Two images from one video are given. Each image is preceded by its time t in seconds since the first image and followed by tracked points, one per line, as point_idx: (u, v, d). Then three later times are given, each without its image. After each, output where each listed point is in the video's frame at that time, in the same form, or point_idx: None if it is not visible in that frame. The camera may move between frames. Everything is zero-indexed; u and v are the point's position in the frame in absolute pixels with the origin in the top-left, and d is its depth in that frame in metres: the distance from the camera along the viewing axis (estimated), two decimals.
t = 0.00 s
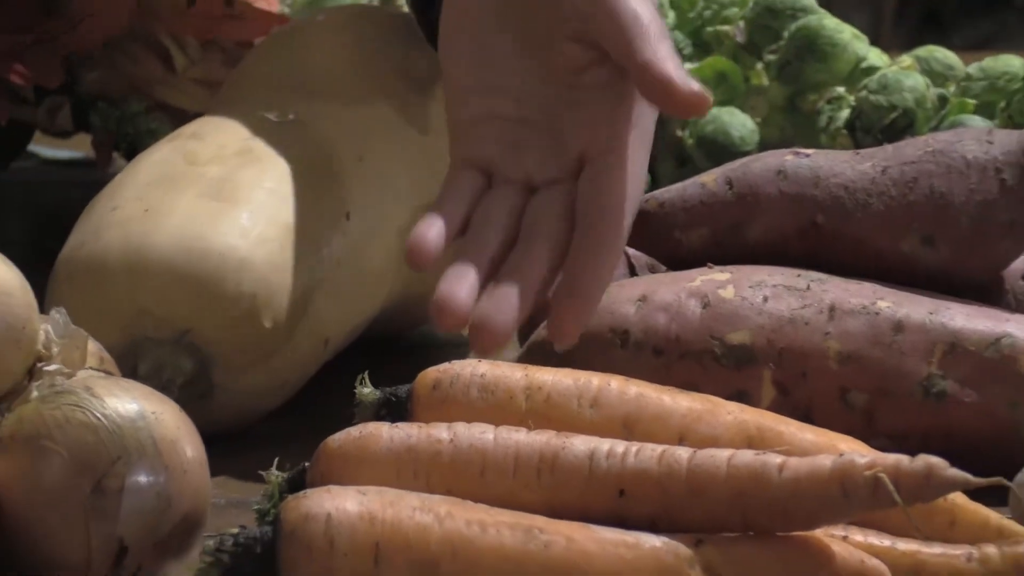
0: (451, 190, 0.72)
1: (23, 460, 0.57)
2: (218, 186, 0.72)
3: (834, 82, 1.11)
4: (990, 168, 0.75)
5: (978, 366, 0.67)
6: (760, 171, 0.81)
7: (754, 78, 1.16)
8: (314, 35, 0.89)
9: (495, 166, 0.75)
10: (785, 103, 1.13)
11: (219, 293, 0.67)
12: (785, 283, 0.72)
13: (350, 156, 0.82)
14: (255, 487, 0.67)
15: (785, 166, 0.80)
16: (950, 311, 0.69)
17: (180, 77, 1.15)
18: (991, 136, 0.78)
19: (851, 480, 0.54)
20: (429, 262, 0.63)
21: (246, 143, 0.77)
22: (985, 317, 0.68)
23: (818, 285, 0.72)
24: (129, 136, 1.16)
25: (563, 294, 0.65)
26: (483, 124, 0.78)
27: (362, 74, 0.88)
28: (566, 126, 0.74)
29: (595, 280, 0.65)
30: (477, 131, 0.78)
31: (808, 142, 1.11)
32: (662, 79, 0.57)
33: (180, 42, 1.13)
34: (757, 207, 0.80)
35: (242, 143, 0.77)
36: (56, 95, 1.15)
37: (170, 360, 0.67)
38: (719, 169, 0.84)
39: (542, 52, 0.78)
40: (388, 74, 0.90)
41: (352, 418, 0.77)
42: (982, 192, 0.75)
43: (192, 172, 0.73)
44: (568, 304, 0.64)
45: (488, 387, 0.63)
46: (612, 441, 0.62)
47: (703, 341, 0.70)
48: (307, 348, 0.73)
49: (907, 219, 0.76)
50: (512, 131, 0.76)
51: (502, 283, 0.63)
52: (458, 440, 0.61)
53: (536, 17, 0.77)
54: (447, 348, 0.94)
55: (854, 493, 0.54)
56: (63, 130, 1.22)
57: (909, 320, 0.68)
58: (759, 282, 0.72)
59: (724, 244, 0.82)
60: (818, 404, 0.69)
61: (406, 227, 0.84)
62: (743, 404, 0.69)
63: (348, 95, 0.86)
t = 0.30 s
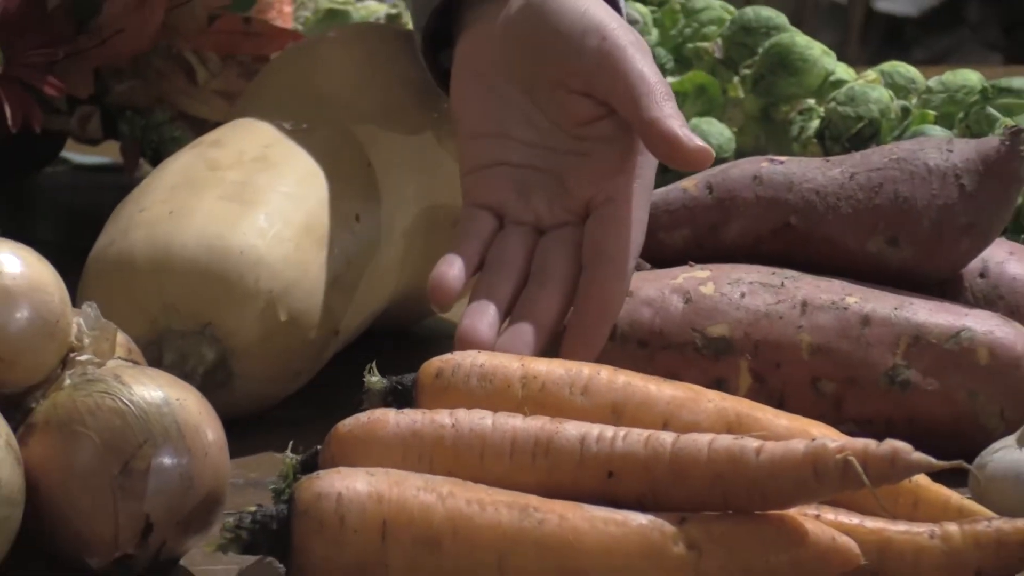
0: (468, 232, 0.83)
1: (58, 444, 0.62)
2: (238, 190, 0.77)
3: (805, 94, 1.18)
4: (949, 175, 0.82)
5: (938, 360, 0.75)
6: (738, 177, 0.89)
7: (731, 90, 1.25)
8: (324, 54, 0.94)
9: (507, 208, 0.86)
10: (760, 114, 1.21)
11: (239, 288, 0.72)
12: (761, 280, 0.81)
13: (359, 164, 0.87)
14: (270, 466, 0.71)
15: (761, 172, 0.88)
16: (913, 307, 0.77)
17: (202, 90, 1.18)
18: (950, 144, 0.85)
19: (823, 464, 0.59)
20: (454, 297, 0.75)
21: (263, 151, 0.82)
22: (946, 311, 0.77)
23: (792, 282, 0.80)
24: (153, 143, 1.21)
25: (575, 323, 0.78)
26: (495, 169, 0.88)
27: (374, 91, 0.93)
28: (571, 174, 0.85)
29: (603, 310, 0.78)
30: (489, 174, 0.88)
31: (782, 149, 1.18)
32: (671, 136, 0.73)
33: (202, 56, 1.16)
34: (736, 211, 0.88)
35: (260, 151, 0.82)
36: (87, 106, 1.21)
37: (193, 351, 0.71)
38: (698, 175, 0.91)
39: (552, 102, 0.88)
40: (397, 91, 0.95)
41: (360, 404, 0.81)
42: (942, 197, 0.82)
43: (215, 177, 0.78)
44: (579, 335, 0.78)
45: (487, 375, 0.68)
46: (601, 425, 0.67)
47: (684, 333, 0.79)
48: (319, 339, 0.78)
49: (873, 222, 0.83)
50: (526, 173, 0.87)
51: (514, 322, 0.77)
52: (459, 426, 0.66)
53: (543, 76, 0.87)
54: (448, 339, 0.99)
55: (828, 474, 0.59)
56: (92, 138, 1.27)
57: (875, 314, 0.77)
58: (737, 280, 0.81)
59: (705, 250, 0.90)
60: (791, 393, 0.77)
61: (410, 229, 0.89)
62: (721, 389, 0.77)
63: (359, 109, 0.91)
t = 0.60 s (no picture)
0: (462, 230, 0.86)
1: (75, 432, 0.65)
2: (245, 192, 0.81)
3: (784, 100, 1.21)
4: (920, 177, 0.87)
5: (909, 353, 0.80)
6: (720, 179, 0.93)
7: (713, 97, 1.29)
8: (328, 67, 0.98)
9: (500, 208, 0.88)
10: (740, 120, 1.24)
11: (245, 286, 0.75)
12: (741, 278, 0.85)
13: (361, 167, 0.90)
14: (275, 454, 0.75)
15: (741, 175, 0.93)
16: (887, 304, 0.82)
17: (210, 96, 1.22)
18: (921, 149, 0.90)
19: (800, 452, 0.63)
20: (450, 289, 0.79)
21: (269, 154, 0.85)
22: (916, 307, 0.82)
23: (771, 280, 0.85)
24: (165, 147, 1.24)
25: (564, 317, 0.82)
26: (488, 172, 0.91)
27: (374, 100, 0.97)
28: (560, 176, 0.88)
29: (592, 303, 0.82)
30: (484, 174, 0.91)
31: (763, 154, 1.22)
32: (656, 140, 0.76)
33: (210, 64, 1.20)
34: (716, 211, 0.92)
35: (266, 154, 0.85)
36: (101, 112, 1.21)
37: (202, 344, 0.74)
38: (683, 177, 0.96)
39: (541, 108, 0.89)
40: (396, 101, 0.98)
41: (360, 394, 0.85)
42: (913, 199, 0.86)
43: (222, 180, 0.82)
44: (567, 328, 0.82)
45: (482, 367, 0.71)
46: (590, 415, 0.70)
47: (670, 328, 0.83)
48: (321, 333, 0.81)
49: (848, 223, 0.88)
50: (518, 175, 0.89)
51: (511, 311, 0.80)
52: (455, 416, 0.69)
53: (533, 83, 0.89)
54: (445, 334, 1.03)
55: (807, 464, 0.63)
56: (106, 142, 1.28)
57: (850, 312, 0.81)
58: (718, 277, 0.86)
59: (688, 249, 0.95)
60: (770, 384, 0.82)
61: (409, 230, 0.92)
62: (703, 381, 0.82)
63: (358, 116, 0.94)
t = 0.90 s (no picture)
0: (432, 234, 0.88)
1: (53, 416, 0.69)
2: (217, 187, 0.84)
3: (729, 98, 1.26)
4: (859, 170, 0.90)
5: (850, 338, 0.83)
6: (668, 172, 0.96)
7: (663, 96, 1.34)
8: (296, 69, 1.01)
9: (468, 211, 0.90)
10: (689, 117, 1.28)
11: (217, 277, 0.79)
12: (689, 266, 0.88)
13: (329, 163, 0.94)
14: (244, 437, 0.78)
15: (689, 168, 0.95)
16: (828, 291, 0.85)
17: (185, 95, 1.24)
18: (861, 142, 0.93)
19: (745, 431, 0.68)
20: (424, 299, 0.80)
21: (240, 151, 0.89)
22: (855, 293, 0.85)
23: (717, 268, 0.88)
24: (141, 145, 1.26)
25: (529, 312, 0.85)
26: (457, 175, 0.93)
27: (343, 100, 1.00)
28: (525, 178, 0.91)
29: (556, 299, 0.84)
30: (453, 179, 0.93)
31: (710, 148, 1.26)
32: (613, 143, 0.79)
33: (185, 67, 1.22)
34: (665, 202, 0.95)
35: (237, 151, 0.89)
36: (80, 112, 1.23)
37: (175, 332, 0.79)
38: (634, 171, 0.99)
39: (505, 112, 0.92)
40: (361, 99, 1.02)
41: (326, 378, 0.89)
42: (853, 190, 0.90)
43: (194, 175, 0.85)
44: (534, 324, 0.85)
45: (442, 352, 0.75)
46: (543, 397, 0.74)
47: (620, 313, 0.87)
48: (289, 322, 0.85)
49: (791, 214, 0.91)
50: (486, 179, 0.91)
51: (479, 305, 0.83)
52: (416, 398, 0.73)
53: (498, 89, 0.92)
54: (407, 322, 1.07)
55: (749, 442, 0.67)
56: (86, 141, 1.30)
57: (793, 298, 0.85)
58: (667, 266, 0.89)
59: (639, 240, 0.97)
60: (716, 366, 0.85)
61: (372, 223, 0.96)
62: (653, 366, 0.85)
63: (324, 116, 0.98)
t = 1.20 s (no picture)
0: (411, 235, 0.91)
1: (47, 400, 0.71)
2: (206, 179, 0.87)
3: (701, 91, 1.26)
4: (826, 160, 0.93)
5: (819, 322, 0.86)
6: (642, 163, 0.98)
7: (637, 90, 1.33)
8: (278, 66, 1.03)
9: (446, 213, 0.93)
10: (662, 110, 1.29)
11: (206, 266, 0.81)
12: (663, 254, 0.91)
13: (315, 156, 0.96)
14: (232, 421, 0.81)
15: (662, 159, 0.98)
16: (797, 276, 0.88)
17: (177, 91, 1.26)
18: (827, 133, 0.95)
19: (716, 413, 0.70)
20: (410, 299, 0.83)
21: (228, 144, 0.91)
22: (823, 279, 0.88)
23: (690, 255, 0.90)
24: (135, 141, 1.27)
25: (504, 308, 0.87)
26: (434, 179, 0.95)
27: (327, 96, 1.02)
28: (500, 179, 0.93)
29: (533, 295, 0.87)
30: (430, 183, 0.95)
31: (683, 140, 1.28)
32: (582, 147, 0.81)
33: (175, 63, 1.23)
34: (640, 193, 0.98)
35: (225, 144, 0.91)
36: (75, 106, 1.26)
37: (166, 320, 0.81)
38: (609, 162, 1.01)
39: (479, 116, 0.94)
40: (346, 95, 1.04)
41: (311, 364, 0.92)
42: (819, 180, 0.92)
43: (184, 168, 0.87)
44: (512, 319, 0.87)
45: (423, 338, 0.78)
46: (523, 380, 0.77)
47: (596, 300, 0.89)
48: (276, 310, 0.87)
49: (761, 202, 0.93)
50: (464, 181, 0.94)
51: (456, 306, 0.85)
52: (398, 382, 0.76)
53: (473, 94, 0.94)
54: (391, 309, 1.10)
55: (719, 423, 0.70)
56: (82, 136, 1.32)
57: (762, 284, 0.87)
58: (641, 253, 0.91)
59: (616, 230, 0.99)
60: (689, 351, 0.88)
61: (357, 215, 0.99)
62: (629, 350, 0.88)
63: (308, 114, 1.00)
